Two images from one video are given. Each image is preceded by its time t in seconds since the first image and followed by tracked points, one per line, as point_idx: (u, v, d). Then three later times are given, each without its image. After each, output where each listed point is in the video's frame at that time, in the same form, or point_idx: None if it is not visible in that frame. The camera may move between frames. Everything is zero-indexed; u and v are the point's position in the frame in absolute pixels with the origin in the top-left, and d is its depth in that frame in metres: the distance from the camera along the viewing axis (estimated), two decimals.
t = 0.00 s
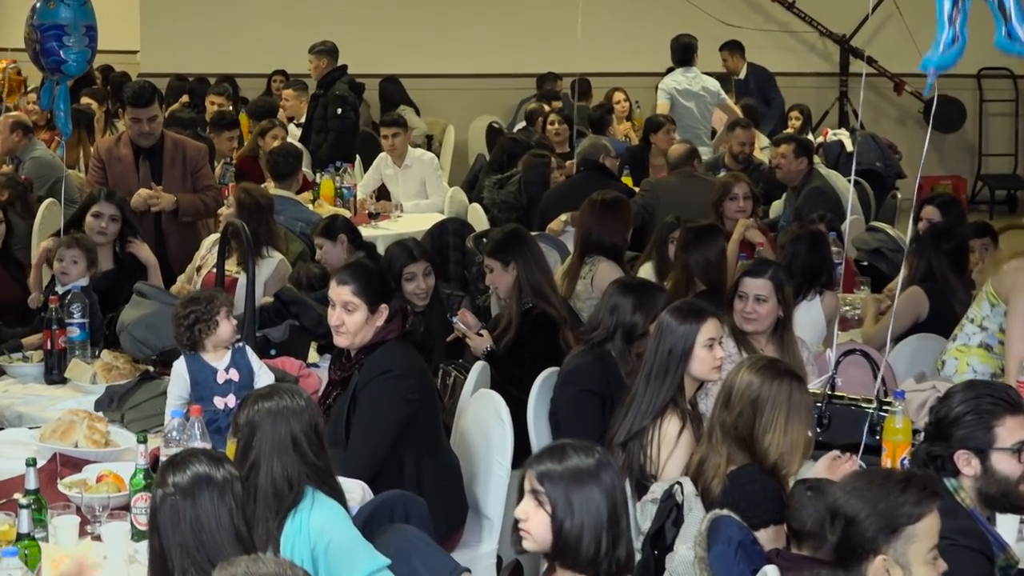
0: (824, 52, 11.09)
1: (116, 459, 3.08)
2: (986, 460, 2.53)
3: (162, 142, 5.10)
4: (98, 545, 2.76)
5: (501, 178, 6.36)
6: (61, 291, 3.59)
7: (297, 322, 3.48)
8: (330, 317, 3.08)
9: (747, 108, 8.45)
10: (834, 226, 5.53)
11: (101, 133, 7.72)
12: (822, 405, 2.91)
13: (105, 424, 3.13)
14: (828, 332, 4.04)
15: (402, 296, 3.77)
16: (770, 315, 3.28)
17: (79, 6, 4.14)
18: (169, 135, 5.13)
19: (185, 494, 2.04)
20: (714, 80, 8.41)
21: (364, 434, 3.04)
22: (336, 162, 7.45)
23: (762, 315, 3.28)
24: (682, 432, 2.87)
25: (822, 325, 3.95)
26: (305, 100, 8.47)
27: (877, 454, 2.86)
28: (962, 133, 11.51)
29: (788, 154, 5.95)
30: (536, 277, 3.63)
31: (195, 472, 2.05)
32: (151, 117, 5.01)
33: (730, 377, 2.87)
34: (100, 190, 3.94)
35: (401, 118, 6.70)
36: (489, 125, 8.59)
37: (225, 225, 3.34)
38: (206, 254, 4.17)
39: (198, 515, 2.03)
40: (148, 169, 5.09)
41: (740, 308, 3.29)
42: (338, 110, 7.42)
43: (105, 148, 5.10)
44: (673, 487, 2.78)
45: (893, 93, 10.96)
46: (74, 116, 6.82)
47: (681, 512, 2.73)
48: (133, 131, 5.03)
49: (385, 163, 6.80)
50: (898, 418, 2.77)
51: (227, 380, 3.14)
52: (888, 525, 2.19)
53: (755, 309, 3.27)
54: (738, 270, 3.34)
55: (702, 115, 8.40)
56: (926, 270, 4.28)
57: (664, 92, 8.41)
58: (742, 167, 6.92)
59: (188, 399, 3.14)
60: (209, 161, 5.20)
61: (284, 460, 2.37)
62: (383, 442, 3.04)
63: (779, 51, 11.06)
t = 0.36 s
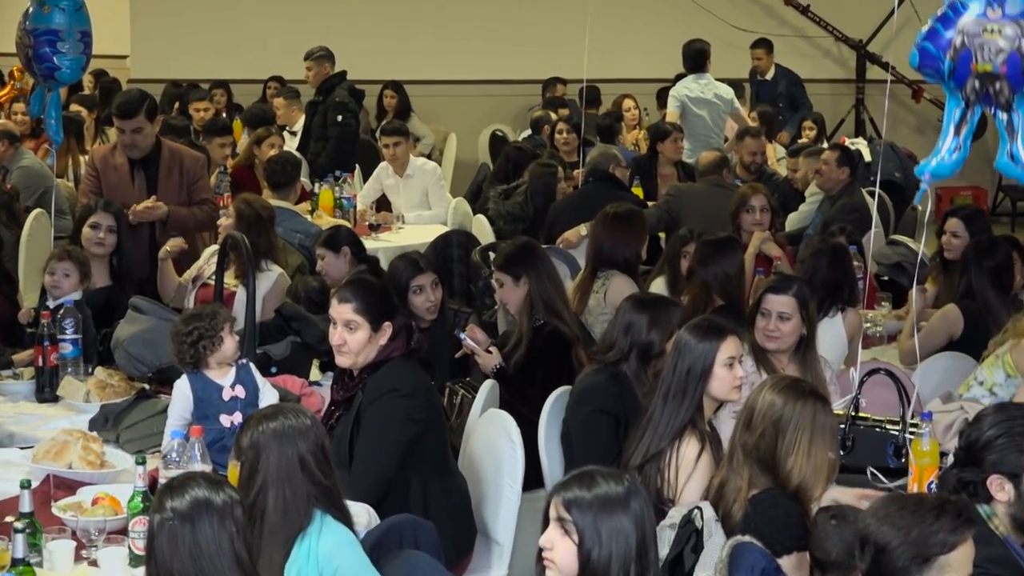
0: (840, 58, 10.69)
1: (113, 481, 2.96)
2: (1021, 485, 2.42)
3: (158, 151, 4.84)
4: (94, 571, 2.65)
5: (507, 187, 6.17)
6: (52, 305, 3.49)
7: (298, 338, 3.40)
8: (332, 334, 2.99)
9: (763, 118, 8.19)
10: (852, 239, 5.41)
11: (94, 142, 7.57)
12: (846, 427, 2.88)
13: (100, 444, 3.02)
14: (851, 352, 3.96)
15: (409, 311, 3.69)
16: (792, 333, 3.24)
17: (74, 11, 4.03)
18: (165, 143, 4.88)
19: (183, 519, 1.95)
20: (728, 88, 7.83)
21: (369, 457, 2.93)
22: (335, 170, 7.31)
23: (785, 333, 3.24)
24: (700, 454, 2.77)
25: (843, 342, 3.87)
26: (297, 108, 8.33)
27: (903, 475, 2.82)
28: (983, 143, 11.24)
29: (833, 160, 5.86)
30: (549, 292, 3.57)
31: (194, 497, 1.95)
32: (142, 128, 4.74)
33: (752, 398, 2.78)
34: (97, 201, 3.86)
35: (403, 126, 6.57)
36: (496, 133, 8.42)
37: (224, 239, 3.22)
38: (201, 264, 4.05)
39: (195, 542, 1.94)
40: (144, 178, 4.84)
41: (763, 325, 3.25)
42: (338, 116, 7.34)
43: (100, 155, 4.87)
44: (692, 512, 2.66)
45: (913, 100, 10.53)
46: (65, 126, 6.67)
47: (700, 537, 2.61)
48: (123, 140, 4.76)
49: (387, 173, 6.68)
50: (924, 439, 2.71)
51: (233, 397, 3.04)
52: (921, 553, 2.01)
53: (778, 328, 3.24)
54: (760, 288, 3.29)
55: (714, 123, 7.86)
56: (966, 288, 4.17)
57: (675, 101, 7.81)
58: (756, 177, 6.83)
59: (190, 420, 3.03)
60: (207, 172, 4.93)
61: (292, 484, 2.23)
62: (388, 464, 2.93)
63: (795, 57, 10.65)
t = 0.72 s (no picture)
0: (873, 58, 10.72)
1: (137, 504, 2.84)
2: None
3: (175, 160, 4.75)
4: None
5: (530, 196, 6.11)
6: (68, 320, 3.40)
7: (324, 355, 3.32)
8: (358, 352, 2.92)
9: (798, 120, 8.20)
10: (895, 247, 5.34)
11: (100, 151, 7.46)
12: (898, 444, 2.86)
13: (123, 467, 2.91)
14: (902, 364, 3.90)
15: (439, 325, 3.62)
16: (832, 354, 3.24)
17: (87, 15, 3.94)
18: (183, 151, 4.78)
19: (221, 544, 1.94)
20: (759, 91, 7.76)
21: (403, 480, 2.82)
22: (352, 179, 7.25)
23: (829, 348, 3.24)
24: (748, 473, 2.68)
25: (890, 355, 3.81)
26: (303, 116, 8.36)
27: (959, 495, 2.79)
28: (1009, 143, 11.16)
29: (886, 168, 5.56)
30: (581, 304, 3.52)
31: (232, 520, 1.95)
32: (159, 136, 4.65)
33: (798, 414, 2.67)
34: (107, 219, 3.78)
35: (421, 133, 6.46)
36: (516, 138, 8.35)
37: (246, 250, 3.09)
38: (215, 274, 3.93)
39: (234, 567, 1.93)
40: (159, 187, 4.75)
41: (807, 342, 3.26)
42: (358, 122, 7.24)
43: (116, 164, 4.79)
44: (742, 533, 2.53)
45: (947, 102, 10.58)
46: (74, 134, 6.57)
47: (750, 560, 2.48)
48: (140, 150, 4.65)
49: (406, 181, 6.59)
50: (980, 458, 2.68)
51: (261, 412, 2.95)
52: None
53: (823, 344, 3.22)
54: (805, 302, 3.30)
55: (745, 128, 7.73)
56: (1015, 295, 4.08)
57: (704, 104, 7.74)
58: (793, 181, 6.55)
59: (216, 440, 2.92)
60: (226, 181, 4.81)
61: (324, 506, 2.14)
62: (422, 486, 2.82)
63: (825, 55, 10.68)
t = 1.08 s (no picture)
0: (913, 58, 10.70)
1: (172, 512, 2.77)
2: None
3: (208, 160, 4.70)
4: None
5: (564, 198, 6.11)
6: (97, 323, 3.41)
7: (361, 360, 3.35)
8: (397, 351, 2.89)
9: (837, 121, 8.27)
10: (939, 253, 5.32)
11: (123, 150, 7.45)
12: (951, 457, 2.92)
13: (156, 473, 2.83)
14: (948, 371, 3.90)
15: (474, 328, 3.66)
16: (893, 363, 3.24)
17: (116, 11, 3.92)
18: (215, 150, 4.73)
19: (270, 552, 1.88)
20: (798, 93, 7.69)
21: (440, 488, 2.73)
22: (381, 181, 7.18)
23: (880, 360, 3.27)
24: (797, 486, 2.61)
25: (938, 363, 3.81)
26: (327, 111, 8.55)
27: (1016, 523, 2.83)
28: None
29: (931, 176, 5.70)
30: (623, 311, 3.54)
31: (281, 527, 1.89)
32: (191, 138, 4.59)
33: (846, 425, 2.58)
34: (131, 231, 3.73)
35: (454, 134, 6.38)
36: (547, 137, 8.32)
37: (280, 252, 2.96)
38: (248, 275, 3.91)
39: None
40: (191, 189, 4.71)
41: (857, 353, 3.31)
42: (386, 122, 7.17)
43: (145, 164, 4.71)
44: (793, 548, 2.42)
45: (988, 103, 10.59)
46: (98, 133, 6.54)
47: None
48: (175, 151, 4.61)
49: (436, 181, 6.50)
50: None
51: (291, 417, 2.82)
52: None
53: (872, 352, 3.26)
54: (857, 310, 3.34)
55: (784, 131, 7.71)
56: None
57: (743, 104, 7.68)
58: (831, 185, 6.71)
59: (246, 446, 2.81)
60: (256, 180, 4.78)
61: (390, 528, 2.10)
62: (460, 494, 2.74)
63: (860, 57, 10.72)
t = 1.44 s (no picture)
0: (938, 57, 10.71)
1: (214, 514, 2.74)
2: None
3: (242, 164, 4.73)
4: None
5: (593, 199, 6.15)
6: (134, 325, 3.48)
7: (399, 362, 3.45)
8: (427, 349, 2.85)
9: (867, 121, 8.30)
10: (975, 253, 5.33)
11: (151, 151, 7.51)
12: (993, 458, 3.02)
13: (198, 476, 2.82)
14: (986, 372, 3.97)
15: (513, 331, 3.81)
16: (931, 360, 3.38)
17: (147, 11, 3.99)
18: (249, 153, 4.76)
19: (323, 557, 1.79)
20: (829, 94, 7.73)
21: (481, 488, 2.70)
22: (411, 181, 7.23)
23: (916, 358, 3.40)
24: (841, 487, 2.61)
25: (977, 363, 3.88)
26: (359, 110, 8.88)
27: None
28: None
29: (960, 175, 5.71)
30: (661, 310, 3.58)
31: (335, 530, 1.80)
32: (226, 143, 4.64)
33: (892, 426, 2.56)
34: (164, 230, 3.82)
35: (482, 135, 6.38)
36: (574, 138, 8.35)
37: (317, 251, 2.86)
38: (283, 276, 3.95)
39: None
40: (227, 192, 4.72)
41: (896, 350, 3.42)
42: (413, 123, 7.18)
43: (179, 168, 4.72)
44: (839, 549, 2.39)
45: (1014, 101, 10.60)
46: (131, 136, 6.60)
47: None
48: (209, 155, 4.64)
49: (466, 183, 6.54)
50: None
51: (333, 421, 2.83)
52: None
53: (910, 353, 3.40)
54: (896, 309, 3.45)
55: (815, 132, 7.76)
56: None
57: (776, 105, 7.73)
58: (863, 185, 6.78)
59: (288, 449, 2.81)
60: (291, 181, 4.83)
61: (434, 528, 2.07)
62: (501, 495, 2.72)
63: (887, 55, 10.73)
